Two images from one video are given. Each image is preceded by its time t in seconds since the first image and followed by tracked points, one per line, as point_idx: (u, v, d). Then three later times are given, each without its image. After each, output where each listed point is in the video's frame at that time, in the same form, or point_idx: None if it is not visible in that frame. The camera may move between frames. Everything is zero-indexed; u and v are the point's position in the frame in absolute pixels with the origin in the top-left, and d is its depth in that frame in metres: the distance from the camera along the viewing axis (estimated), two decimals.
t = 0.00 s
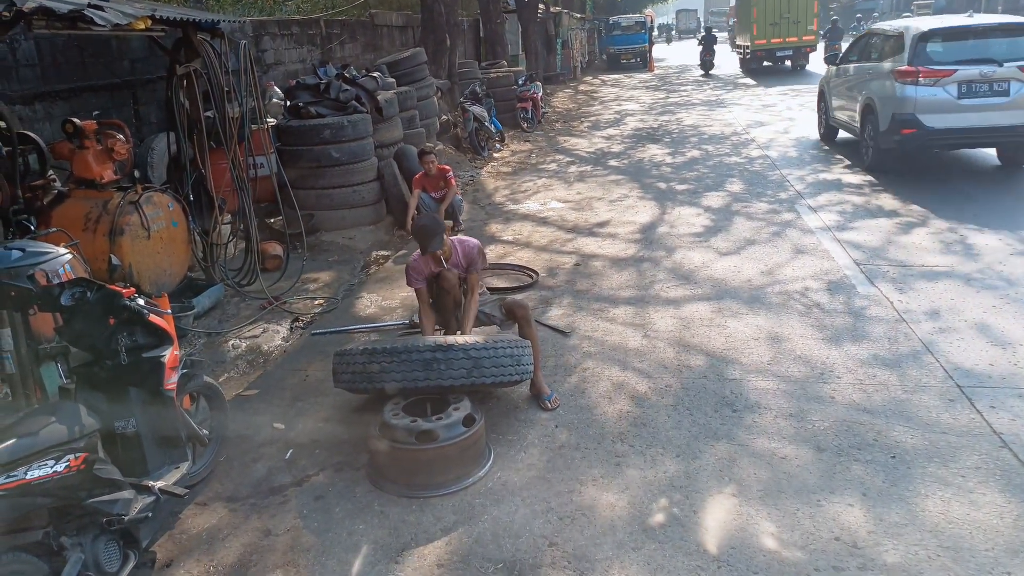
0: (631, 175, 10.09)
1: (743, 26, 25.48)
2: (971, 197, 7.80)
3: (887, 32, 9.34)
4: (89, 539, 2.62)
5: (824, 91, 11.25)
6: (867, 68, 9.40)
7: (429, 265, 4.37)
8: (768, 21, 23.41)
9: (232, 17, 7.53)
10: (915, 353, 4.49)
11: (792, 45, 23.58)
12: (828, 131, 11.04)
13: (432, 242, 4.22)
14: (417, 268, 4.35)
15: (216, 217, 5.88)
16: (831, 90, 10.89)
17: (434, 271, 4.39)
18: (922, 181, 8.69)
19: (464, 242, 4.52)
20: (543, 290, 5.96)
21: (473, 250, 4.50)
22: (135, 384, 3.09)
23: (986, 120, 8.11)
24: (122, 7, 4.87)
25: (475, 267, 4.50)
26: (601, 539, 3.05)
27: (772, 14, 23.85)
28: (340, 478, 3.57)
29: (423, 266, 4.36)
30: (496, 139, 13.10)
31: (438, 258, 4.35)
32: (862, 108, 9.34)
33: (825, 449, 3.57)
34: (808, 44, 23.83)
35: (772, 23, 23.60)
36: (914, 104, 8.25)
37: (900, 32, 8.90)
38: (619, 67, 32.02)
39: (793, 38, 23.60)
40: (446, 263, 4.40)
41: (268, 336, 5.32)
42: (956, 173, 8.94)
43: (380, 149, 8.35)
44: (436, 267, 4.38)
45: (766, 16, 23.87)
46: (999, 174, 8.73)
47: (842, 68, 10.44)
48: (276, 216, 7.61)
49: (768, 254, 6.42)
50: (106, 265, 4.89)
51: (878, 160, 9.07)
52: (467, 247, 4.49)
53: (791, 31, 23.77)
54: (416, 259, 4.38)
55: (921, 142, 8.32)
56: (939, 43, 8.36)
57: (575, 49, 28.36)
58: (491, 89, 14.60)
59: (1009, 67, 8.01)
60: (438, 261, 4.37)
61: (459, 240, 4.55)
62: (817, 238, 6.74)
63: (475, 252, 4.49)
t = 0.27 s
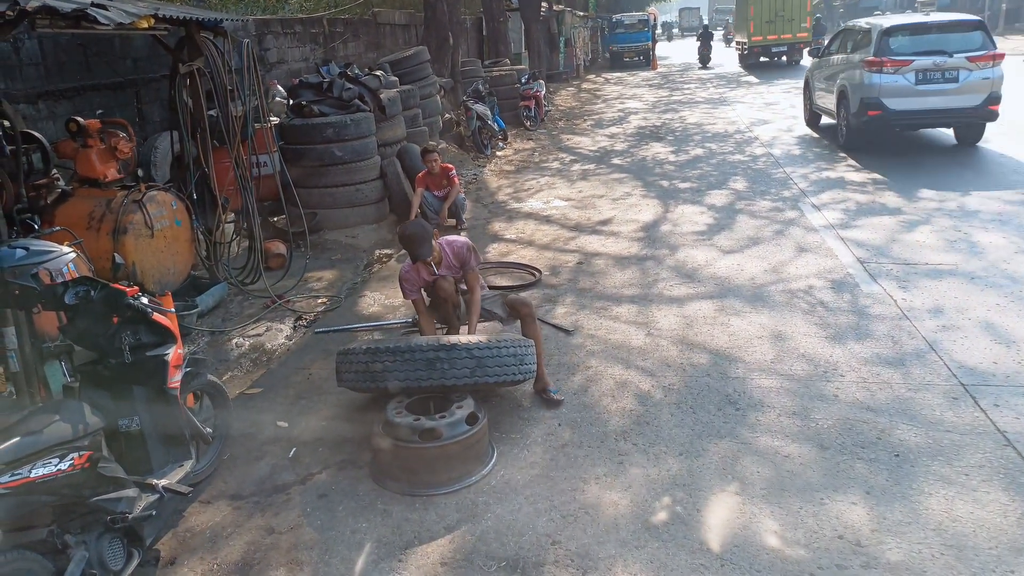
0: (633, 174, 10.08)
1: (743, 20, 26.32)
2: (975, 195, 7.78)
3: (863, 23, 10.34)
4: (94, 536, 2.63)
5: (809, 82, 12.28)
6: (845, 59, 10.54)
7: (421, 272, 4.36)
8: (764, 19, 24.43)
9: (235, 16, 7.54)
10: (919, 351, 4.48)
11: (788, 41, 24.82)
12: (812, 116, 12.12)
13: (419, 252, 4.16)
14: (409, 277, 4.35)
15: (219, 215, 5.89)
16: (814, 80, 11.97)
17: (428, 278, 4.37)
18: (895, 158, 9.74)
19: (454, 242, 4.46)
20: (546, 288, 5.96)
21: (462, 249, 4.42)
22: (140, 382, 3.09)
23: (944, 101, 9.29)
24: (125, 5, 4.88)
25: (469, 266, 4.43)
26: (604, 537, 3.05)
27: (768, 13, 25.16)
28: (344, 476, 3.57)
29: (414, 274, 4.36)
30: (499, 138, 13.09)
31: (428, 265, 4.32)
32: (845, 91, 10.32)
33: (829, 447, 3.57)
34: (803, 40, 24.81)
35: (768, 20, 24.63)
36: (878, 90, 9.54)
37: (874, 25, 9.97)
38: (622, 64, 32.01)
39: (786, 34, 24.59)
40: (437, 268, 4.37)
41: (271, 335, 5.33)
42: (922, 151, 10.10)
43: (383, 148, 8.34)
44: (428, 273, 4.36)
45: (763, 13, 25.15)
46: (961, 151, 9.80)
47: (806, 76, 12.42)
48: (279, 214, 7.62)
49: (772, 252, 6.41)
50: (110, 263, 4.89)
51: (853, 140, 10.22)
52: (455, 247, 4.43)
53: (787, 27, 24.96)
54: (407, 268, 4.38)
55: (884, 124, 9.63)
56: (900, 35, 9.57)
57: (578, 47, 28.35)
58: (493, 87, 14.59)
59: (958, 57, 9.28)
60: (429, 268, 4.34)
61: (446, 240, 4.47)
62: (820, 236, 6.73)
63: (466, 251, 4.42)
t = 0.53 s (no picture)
0: (636, 172, 10.07)
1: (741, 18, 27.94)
2: (978, 193, 7.76)
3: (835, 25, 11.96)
4: (96, 534, 2.65)
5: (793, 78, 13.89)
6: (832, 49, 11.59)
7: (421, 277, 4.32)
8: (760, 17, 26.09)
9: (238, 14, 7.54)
10: (922, 350, 4.46)
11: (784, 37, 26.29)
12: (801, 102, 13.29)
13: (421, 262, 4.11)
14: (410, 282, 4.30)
15: (222, 213, 5.89)
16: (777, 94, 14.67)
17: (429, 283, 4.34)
18: (870, 140, 10.86)
19: (456, 246, 4.43)
20: (548, 287, 5.95)
21: (462, 253, 4.40)
22: (143, 380, 3.09)
23: (908, 90, 10.69)
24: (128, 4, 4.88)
25: (472, 271, 4.42)
26: (606, 536, 3.05)
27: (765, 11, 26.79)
28: (346, 475, 3.58)
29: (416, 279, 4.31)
30: (501, 136, 13.08)
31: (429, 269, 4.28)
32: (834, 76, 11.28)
33: (831, 446, 3.57)
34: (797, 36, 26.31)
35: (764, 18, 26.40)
36: (853, 80, 10.95)
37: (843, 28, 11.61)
38: (625, 62, 31.99)
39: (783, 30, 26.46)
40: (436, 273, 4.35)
41: (274, 333, 5.34)
42: (893, 134, 11.34)
43: (386, 146, 8.33)
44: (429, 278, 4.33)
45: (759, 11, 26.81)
46: (928, 134, 10.99)
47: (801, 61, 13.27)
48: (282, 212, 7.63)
49: (775, 251, 6.40)
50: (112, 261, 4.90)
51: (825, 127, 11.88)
52: (456, 252, 4.40)
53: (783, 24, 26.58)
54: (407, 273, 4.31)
55: (858, 109, 11.03)
56: (874, 33, 10.93)
57: (581, 46, 28.32)
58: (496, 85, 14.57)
59: (922, 51, 10.63)
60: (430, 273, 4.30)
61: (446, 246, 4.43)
62: (823, 235, 6.72)
63: (468, 256, 4.39)
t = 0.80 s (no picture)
0: (638, 171, 10.07)
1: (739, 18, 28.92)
2: (981, 192, 7.75)
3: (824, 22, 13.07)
4: (100, 533, 2.65)
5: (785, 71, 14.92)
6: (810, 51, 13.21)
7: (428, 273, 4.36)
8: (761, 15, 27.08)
9: (240, 13, 7.54)
10: (924, 350, 4.46)
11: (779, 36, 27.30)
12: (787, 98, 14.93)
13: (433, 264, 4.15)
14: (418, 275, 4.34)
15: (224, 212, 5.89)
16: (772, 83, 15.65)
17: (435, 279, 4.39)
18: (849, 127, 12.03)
19: (471, 249, 4.46)
20: (551, 286, 5.95)
21: (476, 259, 4.45)
22: (145, 379, 3.10)
23: (882, 80, 11.89)
24: (131, 3, 4.87)
25: (480, 278, 4.45)
26: (609, 534, 3.04)
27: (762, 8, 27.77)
28: (349, 473, 3.58)
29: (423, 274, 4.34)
30: (503, 135, 13.07)
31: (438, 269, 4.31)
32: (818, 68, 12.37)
33: (833, 445, 3.56)
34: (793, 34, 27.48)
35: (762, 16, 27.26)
36: (834, 71, 12.11)
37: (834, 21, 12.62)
38: (627, 62, 32.02)
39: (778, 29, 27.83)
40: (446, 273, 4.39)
41: (277, 332, 5.34)
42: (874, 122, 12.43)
43: (388, 145, 8.33)
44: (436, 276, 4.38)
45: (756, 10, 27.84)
46: (903, 121, 12.11)
47: (793, 53, 14.32)
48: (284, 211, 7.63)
49: (778, 250, 6.39)
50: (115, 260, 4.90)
51: (815, 112, 12.82)
52: (470, 256, 4.45)
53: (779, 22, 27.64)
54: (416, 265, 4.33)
55: (839, 98, 12.17)
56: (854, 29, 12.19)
57: (583, 45, 28.34)
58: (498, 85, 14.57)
59: (895, 46, 11.89)
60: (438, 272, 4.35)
61: (463, 246, 4.46)
62: (825, 234, 6.71)
63: (479, 262, 4.44)
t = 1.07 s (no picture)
0: (641, 170, 10.06)
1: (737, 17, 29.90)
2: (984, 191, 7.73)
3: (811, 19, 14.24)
4: (103, 531, 2.65)
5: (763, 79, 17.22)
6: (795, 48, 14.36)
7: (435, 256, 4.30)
8: (757, 13, 27.68)
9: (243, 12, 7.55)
10: (927, 348, 4.45)
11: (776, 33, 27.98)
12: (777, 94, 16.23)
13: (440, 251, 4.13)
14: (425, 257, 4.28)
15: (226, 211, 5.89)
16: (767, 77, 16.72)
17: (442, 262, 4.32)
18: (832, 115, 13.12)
19: (481, 235, 4.37)
20: (553, 284, 5.95)
21: (485, 245, 4.34)
22: (148, 377, 3.10)
23: (861, 72, 13.04)
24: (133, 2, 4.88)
25: (488, 264, 4.35)
26: (611, 533, 3.04)
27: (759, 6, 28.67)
28: (351, 472, 3.58)
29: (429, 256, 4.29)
30: (506, 134, 13.07)
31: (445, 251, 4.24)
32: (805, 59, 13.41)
33: (836, 444, 3.56)
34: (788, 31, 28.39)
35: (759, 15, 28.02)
36: (818, 64, 13.21)
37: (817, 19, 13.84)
38: (629, 60, 32.02)
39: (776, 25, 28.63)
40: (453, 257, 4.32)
41: (279, 331, 5.35)
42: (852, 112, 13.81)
43: (390, 144, 8.32)
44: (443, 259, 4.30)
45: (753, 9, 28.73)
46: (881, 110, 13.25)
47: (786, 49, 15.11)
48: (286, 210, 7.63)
49: (780, 248, 6.38)
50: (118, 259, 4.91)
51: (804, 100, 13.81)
52: (479, 241, 4.34)
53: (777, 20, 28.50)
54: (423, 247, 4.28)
55: (823, 87, 13.24)
56: (837, 26, 13.37)
57: (586, 43, 28.35)
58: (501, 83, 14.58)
59: (873, 41, 13.05)
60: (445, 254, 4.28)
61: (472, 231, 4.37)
62: (828, 232, 6.70)
63: (488, 248, 4.34)
